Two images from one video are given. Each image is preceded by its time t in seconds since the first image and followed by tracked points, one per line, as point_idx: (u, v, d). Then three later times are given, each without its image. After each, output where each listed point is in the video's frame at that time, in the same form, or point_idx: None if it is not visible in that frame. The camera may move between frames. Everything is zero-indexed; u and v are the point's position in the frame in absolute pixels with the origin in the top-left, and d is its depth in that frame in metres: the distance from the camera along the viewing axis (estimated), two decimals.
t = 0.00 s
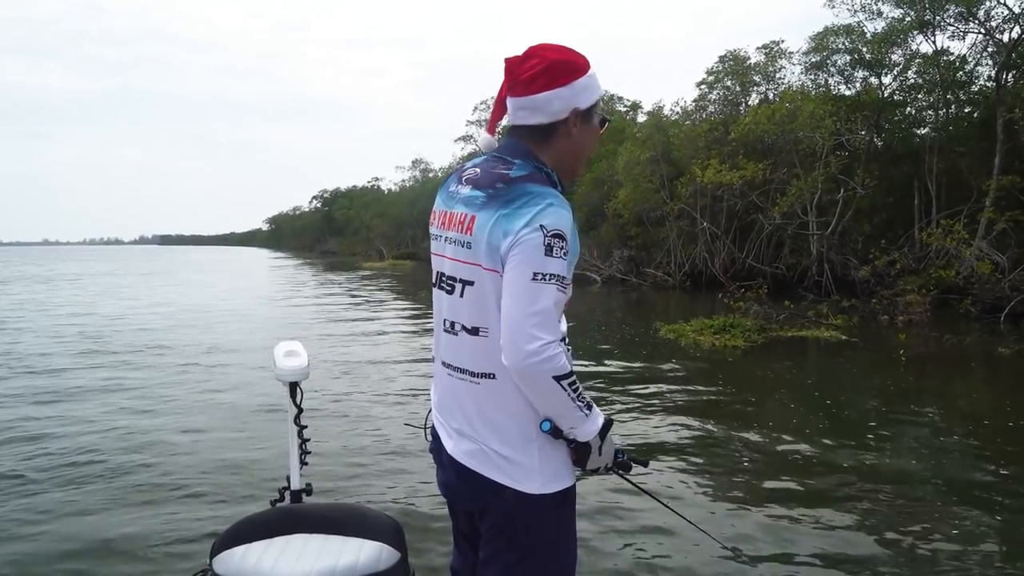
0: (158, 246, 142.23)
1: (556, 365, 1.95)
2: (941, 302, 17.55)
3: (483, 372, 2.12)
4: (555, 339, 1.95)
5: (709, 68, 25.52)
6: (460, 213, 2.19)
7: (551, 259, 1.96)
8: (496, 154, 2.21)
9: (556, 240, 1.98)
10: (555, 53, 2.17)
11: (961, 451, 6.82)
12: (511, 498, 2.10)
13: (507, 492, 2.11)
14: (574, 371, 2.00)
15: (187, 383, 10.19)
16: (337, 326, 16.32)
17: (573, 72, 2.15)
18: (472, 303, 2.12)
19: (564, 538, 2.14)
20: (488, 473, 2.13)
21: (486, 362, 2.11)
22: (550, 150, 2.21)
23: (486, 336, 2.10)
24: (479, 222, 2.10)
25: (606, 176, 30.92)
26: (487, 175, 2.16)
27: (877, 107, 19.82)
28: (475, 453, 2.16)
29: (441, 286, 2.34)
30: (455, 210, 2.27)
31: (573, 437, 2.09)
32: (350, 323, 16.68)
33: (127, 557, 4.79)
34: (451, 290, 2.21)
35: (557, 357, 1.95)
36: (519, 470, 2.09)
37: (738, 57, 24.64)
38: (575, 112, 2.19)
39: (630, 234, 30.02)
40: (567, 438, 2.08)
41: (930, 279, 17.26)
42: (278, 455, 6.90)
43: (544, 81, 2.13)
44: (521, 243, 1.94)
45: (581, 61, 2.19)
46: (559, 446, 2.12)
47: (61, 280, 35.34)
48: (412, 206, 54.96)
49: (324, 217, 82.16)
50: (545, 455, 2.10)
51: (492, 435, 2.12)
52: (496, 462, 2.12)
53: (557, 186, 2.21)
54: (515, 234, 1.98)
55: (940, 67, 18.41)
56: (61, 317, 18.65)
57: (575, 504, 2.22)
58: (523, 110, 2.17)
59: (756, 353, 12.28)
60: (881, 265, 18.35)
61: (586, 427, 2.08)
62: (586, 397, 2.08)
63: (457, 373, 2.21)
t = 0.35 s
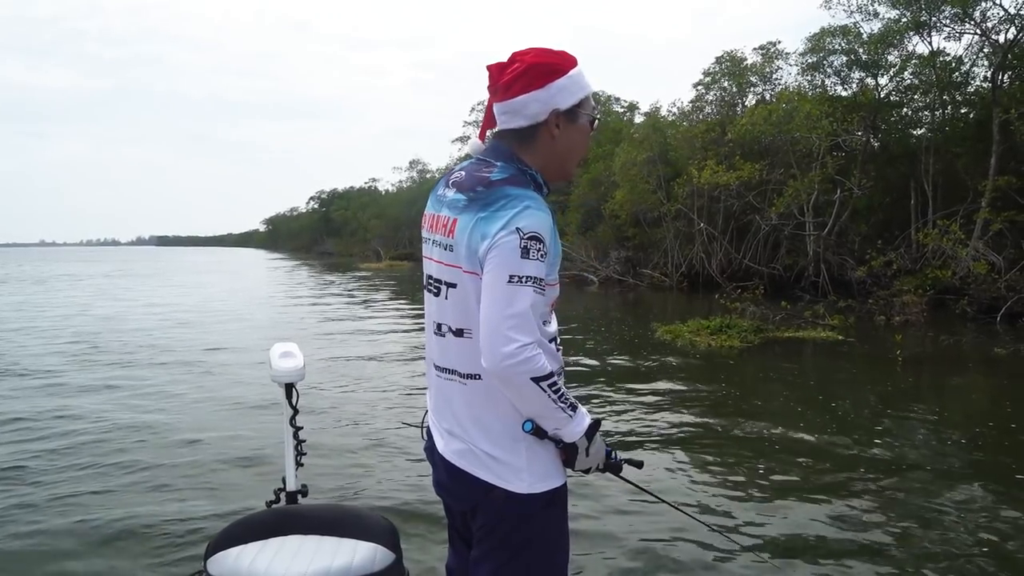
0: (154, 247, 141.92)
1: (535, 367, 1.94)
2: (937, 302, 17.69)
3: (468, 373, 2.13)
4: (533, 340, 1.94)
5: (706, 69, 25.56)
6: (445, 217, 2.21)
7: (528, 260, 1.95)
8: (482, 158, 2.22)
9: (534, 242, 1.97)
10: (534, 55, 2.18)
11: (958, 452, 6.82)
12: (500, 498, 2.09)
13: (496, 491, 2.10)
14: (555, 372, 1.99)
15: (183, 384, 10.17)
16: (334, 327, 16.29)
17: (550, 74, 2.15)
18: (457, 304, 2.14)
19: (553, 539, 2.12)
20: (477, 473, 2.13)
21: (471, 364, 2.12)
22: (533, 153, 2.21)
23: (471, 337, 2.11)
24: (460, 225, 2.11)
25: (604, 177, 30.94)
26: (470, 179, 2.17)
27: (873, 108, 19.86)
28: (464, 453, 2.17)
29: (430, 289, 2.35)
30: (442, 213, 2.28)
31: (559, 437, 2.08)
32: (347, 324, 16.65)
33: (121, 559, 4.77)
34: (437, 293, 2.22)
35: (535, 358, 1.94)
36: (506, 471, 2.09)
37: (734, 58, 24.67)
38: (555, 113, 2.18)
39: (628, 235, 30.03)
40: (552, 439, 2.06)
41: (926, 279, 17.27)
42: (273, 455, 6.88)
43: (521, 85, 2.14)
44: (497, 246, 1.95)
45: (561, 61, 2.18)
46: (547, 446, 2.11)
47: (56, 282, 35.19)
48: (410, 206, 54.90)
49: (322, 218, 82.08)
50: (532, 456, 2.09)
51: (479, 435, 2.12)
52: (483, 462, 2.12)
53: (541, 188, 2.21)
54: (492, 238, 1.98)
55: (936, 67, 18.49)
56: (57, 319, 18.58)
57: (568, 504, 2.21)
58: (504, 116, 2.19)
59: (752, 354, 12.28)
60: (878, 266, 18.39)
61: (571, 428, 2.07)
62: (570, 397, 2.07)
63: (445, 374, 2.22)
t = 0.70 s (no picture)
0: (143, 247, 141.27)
1: (514, 362, 1.93)
2: (927, 301, 17.78)
3: (453, 369, 2.13)
4: (511, 336, 1.93)
5: (698, 69, 25.62)
6: (430, 215, 2.23)
7: (506, 256, 1.95)
8: (465, 156, 2.24)
9: (512, 237, 1.96)
10: (509, 53, 2.18)
11: (948, 451, 6.84)
12: (485, 495, 2.09)
13: (481, 489, 2.10)
14: (534, 368, 1.97)
15: (173, 384, 10.12)
16: (324, 327, 16.24)
17: (523, 71, 2.14)
18: (440, 302, 2.15)
19: (539, 537, 2.11)
20: (462, 470, 2.13)
21: (454, 361, 2.12)
22: (512, 149, 2.21)
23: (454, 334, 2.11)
24: (443, 222, 2.12)
25: (595, 177, 30.96)
26: (453, 177, 2.19)
27: (863, 108, 19.95)
28: (450, 450, 2.17)
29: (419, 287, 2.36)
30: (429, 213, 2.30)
31: (543, 434, 2.06)
32: (338, 324, 16.60)
33: (108, 560, 4.72)
34: (423, 291, 2.23)
35: (513, 353, 1.93)
36: (491, 467, 2.08)
37: (726, 58, 24.73)
38: (529, 110, 2.17)
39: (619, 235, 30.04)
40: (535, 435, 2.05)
41: (916, 279, 17.32)
42: (263, 455, 6.85)
43: (495, 84, 2.16)
44: (474, 242, 1.95)
45: (536, 57, 2.17)
46: (531, 443, 2.10)
47: (44, 281, 34.93)
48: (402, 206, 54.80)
49: (313, 217, 81.81)
50: (516, 452, 2.08)
51: (464, 432, 2.12)
52: (468, 459, 2.12)
53: (525, 185, 2.20)
54: (471, 233, 1.98)
55: (926, 68, 18.61)
56: (45, 319, 18.44)
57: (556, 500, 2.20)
58: (483, 114, 2.21)
59: (743, 354, 12.29)
60: (868, 266, 18.46)
61: (554, 424, 2.05)
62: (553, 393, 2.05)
63: (431, 371, 2.23)
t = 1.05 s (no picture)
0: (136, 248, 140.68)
1: (498, 360, 1.93)
2: (920, 300, 17.86)
3: (441, 367, 2.14)
4: (494, 334, 1.93)
5: (691, 68, 25.68)
6: (420, 213, 2.25)
7: (489, 254, 1.94)
8: (457, 153, 2.26)
9: (495, 235, 1.96)
10: (496, 51, 2.19)
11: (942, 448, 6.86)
12: (474, 495, 2.09)
13: (470, 489, 2.10)
14: (520, 367, 1.97)
15: (168, 385, 10.09)
16: (318, 327, 16.21)
17: (504, 70, 2.15)
18: (429, 300, 2.16)
19: (529, 537, 2.11)
20: (451, 469, 2.13)
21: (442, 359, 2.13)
22: (497, 148, 2.22)
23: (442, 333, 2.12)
24: (430, 221, 2.14)
25: (589, 176, 30.97)
26: (442, 175, 2.20)
27: (855, 107, 20.03)
28: (439, 449, 2.18)
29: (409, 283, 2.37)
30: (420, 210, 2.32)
31: (530, 432, 2.06)
32: (332, 325, 16.57)
33: (102, 562, 4.71)
34: (413, 288, 2.24)
35: (497, 351, 1.93)
36: (479, 467, 2.09)
37: (719, 57, 24.78)
38: (510, 108, 2.18)
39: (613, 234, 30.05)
40: (523, 434, 2.05)
41: (909, 278, 17.36)
42: (257, 456, 6.83)
43: (479, 83, 2.18)
44: (459, 239, 1.95)
45: (520, 55, 2.16)
46: (519, 442, 2.09)
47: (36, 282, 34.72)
48: (396, 206, 54.73)
49: (306, 217, 81.63)
50: (504, 451, 2.08)
51: (452, 430, 2.13)
52: (456, 458, 2.12)
53: (515, 185, 2.20)
54: (455, 232, 1.98)
55: (919, 67, 18.74)
56: (37, 320, 18.34)
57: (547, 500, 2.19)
58: (472, 112, 2.24)
59: (737, 353, 12.30)
60: (861, 265, 18.51)
61: (541, 423, 2.04)
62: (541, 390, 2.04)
63: (420, 369, 2.23)
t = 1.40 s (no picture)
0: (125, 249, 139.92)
1: (480, 360, 1.91)
2: (910, 298, 17.94)
3: (426, 367, 2.12)
4: (477, 335, 1.91)
5: (681, 68, 25.71)
6: (405, 214, 2.25)
7: (470, 253, 1.92)
8: (442, 152, 2.28)
9: (476, 235, 1.94)
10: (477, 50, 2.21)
11: (932, 445, 6.88)
12: (463, 495, 2.07)
13: (458, 489, 2.09)
14: (504, 366, 1.95)
15: (158, 386, 10.02)
16: (309, 328, 16.14)
17: (478, 67, 2.17)
18: (413, 301, 2.14)
19: (519, 537, 2.10)
20: (438, 469, 2.12)
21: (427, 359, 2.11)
22: (476, 146, 2.23)
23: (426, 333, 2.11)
24: (413, 221, 2.14)
25: (580, 176, 30.97)
26: (426, 174, 2.21)
27: (845, 106, 20.13)
28: (426, 449, 2.16)
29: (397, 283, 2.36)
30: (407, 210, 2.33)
31: (517, 432, 2.04)
32: (323, 325, 16.51)
33: (91, 565, 4.67)
34: (398, 289, 2.23)
35: (480, 351, 1.91)
36: (466, 467, 2.07)
37: (709, 56, 24.83)
38: (484, 106, 2.19)
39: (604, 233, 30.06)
40: (510, 432, 2.03)
41: (899, 276, 17.41)
42: (247, 458, 6.79)
43: (457, 81, 2.22)
44: (440, 240, 1.94)
45: (496, 53, 2.17)
46: (507, 442, 2.07)
47: (24, 284, 34.44)
48: (387, 206, 54.61)
49: (297, 218, 81.31)
50: (491, 451, 2.06)
51: (439, 431, 2.12)
52: (443, 459, 2.11)
53: (497, 183, 2.19)
54: (436, 232, 1.97)
55: (907, 66, 18.88)
56: (24, 322, 18.20)
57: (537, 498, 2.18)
58: (454, 110, 2.28)
59: (728, 351, 12.31)
60: (851, 263, 18.56)
61: (528, 422, 2.03)
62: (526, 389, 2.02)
63: (407, 369, 2.22)
